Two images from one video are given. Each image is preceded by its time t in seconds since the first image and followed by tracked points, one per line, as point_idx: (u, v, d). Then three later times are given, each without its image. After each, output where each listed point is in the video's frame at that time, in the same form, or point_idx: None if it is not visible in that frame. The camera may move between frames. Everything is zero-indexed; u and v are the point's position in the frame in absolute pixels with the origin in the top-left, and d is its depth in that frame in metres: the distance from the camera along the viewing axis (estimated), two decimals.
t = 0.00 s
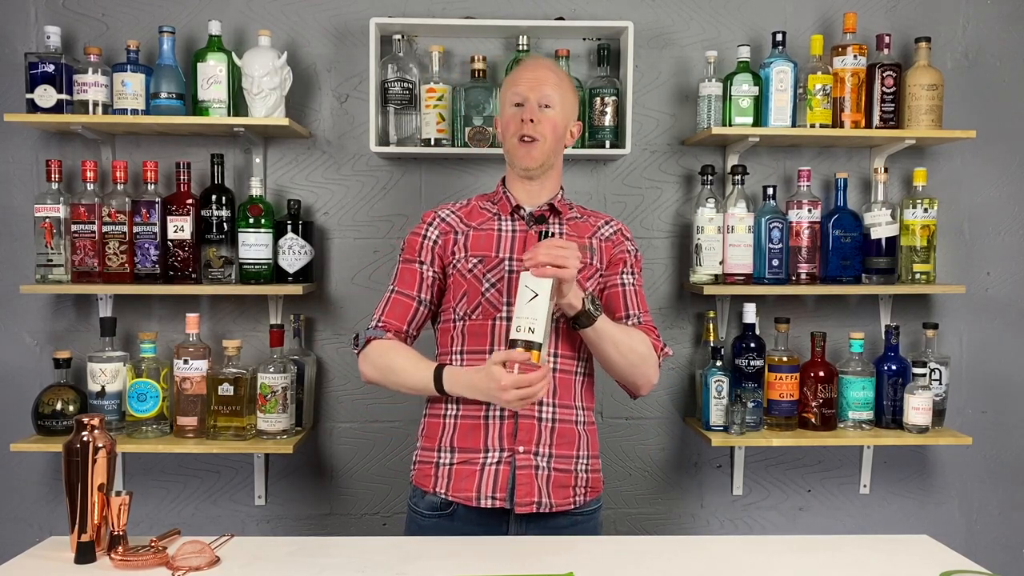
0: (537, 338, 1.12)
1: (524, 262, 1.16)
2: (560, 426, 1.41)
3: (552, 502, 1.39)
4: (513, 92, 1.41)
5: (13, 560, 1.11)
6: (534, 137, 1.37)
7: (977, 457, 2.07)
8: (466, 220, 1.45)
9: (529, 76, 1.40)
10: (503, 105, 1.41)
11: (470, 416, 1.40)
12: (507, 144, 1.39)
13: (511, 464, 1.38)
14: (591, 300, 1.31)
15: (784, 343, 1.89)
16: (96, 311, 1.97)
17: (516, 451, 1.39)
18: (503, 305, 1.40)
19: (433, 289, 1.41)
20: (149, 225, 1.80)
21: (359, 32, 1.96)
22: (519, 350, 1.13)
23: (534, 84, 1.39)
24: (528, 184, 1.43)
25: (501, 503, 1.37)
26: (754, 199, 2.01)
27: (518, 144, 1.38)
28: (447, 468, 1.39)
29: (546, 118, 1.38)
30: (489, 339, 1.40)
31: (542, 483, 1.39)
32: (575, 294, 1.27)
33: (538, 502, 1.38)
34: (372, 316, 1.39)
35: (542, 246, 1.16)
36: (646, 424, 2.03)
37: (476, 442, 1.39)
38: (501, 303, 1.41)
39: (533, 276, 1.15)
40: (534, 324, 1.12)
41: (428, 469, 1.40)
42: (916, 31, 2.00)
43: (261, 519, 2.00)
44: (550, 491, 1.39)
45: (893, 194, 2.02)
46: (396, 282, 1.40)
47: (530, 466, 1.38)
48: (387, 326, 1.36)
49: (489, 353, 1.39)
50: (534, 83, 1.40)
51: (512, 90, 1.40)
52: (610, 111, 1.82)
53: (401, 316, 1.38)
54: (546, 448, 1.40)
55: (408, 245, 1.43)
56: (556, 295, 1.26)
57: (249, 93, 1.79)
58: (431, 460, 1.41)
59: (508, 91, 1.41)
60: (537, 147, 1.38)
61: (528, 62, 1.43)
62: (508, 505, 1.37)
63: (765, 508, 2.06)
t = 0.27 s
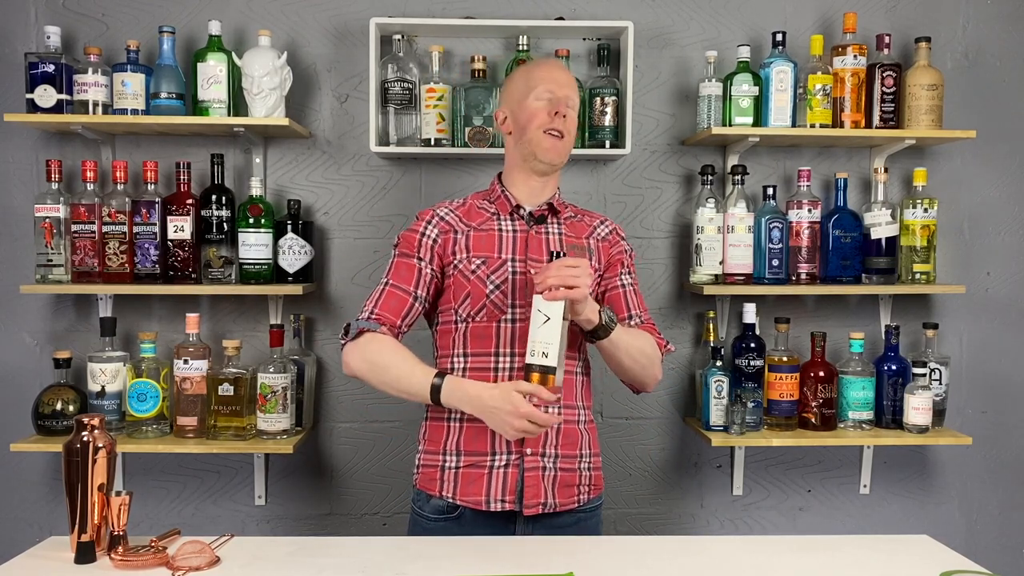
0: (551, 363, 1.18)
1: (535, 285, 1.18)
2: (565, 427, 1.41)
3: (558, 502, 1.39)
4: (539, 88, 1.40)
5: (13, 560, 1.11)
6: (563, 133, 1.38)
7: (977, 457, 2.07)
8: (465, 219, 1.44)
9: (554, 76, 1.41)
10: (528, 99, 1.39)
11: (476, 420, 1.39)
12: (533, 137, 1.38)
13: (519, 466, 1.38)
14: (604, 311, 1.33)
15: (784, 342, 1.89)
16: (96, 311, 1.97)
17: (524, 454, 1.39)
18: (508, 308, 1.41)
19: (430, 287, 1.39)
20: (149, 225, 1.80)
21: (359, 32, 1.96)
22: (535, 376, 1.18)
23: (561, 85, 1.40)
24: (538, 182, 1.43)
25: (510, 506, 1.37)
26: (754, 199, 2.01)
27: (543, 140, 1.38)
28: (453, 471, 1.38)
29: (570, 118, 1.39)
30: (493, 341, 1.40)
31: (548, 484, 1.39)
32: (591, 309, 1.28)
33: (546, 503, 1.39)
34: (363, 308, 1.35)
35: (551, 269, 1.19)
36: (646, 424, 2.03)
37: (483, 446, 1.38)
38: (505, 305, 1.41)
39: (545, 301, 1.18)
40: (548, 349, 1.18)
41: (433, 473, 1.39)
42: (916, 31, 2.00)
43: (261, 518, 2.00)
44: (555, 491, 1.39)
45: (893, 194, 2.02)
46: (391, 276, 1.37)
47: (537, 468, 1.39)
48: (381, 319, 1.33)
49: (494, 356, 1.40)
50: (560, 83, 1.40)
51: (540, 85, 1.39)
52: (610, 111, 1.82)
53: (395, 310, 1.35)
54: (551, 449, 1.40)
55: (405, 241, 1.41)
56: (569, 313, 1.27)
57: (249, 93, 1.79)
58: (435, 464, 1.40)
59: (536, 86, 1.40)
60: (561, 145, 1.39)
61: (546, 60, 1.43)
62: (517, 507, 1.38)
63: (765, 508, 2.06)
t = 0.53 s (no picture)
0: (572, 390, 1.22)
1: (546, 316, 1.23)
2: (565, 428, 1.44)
3: (563, 502, 1.42)
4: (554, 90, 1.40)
5: (13, 560, 1.11)
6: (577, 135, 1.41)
7: (977, 457, 2.07)
8: (470, 217, 1.42)
9: (568, 79, 1.42)
10: (546, 99, 1.40)
11: (480, 424, 1.38)
12: (553, 137, 1.39)
13: (524, 470, 1.39)
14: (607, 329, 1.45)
15: (784, 342, 1.89)
16: (96, 311, 1.97)
17: (528, 457, 1.40)
18: (514, 313, 1.41)
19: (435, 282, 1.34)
20: (149, 225, 1.80)
21: (359, 32, 1.96)
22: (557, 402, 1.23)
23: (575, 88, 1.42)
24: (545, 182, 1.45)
25: (515, 510, 1.38)
26: (754, 199, 2.01)
27: (559, 142, 1.39)
28: (456, 475, 1.37)
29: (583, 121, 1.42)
30: (498, 345, 1.41)
31: (552, 484, 1.41)
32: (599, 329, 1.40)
33: (551, 504, 1.40)
34: (373, 295, 1.26)
35: (560, 299, 1.23)
36: (647, 424, 2.03)
37: (487, 450, 1.38)
38: (511, 310, 1.41)
39: (558, 331, 1.22)
40: (568, 377, 1.22)
41: (436, 477, 1.38)
42: (916, 31, 2.00)
43: (261, 519, 2.00)
44: (560, 491, 1.42)
45: (893, 194, 2.02)
46: (400, 263, 1.29)
47: (541, 470, 1.40)
48: (398, 307, 1.25)
49: (499, 360, 1.40)
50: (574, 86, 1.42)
51: (558, 86, 1.40)
52: (610, 111, 1.82)
53: (409, 299, 1.27)
54: (553, 450, 1.42)
55: (411, 232, 1.33)
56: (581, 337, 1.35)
57: (249, 93, 1.79)
58: (437, 468, 1.38)
59: (554, 87, 1.40)
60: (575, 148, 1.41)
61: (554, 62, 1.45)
62: (523, 510, 1.38)
63: (765, 507, 2.06)
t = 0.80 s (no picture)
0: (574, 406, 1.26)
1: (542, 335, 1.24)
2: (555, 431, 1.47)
3: (553, 501, 1.46)
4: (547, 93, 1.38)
5: (13, 560, 1.11)
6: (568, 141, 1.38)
7: (977, 457, 2.07)
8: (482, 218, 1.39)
9: (564, 82, 1.39)
10: (537, 102, 1.37)
11: (477, 428, 1.37)
12: (541, 142, 1.37)
13: (517, 474, 1.40)
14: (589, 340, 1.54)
15: (784, 342, 1.89)
16: (96, 311, 1.97)
17: (522, 462, 1.41)
18: (516, 320, 1.42)
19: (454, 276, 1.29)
20: (149, 225, 1.80)
21: (359, 32, 1.96)
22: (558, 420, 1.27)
23: (571, 93, 1.39)
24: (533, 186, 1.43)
25: (508, 514, 1.39)
26: (754, 199, 2.01)
27: (548, 149, 1.37)
28: (450, 478, 1.37)
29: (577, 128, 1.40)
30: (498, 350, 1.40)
31: (542, 486, 1.44)
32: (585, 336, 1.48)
33: (543, 505, 1.44)
34: (438, 288, 1.15)
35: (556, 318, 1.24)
36: (646, 424, 2.03)
37: (483, 454, 1.38)
38: (513, 317, 1.41)
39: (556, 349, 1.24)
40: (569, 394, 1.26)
41: (430, 479, 1.37)
42: (916, 31, 2.00)
43: (260, 519, 2.00)
44: (551, 491, 1.46)
45: (893, 194, 2.02)
46: (447, 257, 1.20)
47: (533, 474, 1.42)
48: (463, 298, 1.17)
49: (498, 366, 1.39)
50: (571, 90, 1.39)
51: (550, 90, 1.38)
52: (610, 111, 1.82)
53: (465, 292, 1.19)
54: (542, 453, 1.45)
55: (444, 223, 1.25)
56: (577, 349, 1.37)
57: (249, 93, 1.79)
58: (431, 469, 1.38)
59: (546, 90, 1.38)
60: (565, 154, 1.39)
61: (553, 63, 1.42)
62: (515, 514, 1.40)
63: (765, 507, 2.06)
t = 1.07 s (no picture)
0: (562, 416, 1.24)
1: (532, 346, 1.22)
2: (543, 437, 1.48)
3: (540, 506, 1.48)
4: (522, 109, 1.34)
5: (13, 560, 1.11)
6: (540, 161, 1.34)
7: (977, 457, 2.07)
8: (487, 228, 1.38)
9: (541, 97, 1.33)
10: (514, 118, 1.34)
11: (470, 433, 1.37)
12: (512, 160, 1.34)
13: (507, 480, 1.40)
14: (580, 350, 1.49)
15: (784, 343, 1.89)
16: (96, 311, 1.97)
17: (511, 468, 1.41)
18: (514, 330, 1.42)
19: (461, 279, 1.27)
20: (149, 225, 1.80)
21: (359, 32, 1.96)
22: (546, 430, 1.23)
23: (548, 109, 1.33)
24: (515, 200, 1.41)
25: (497, 520, 1.39)
26: (754, 199, 2.01)
27: (518, 167, 1.35)
28: (442, 482, 1.37)
29: (554, 145, 1.34)
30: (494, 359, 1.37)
31: (530, 492, 1.45)
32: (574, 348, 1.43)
33: (531, 510, 1.45)
34: (491, 291, 1.13)
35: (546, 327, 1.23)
36: (646, 424, 2.03)
37: (476, 458, 1.37)
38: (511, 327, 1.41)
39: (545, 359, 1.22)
40: (556, 404, 1.24)
41: (422, 482, 1.36)
42: (916, 31, 2.00)
43: (260, 519, 2.00)
44: (538, 496, 1.47)
45: (893, 194, 2.02)
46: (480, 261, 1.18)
47: (521, 479, 1.43)
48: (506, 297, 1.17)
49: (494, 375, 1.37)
50: (549, 105, 1.33)
51: (528, 106, 1.33)
52: (610, 111, 1.82)
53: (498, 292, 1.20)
54: (529, 459, 1.46)
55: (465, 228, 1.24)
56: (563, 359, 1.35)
57: (249, 93, 1.79)
58: (423, 472, 1.37)
59: (524, 106, 1.33)
60: (537, 174, 1.35)
61: (547, 72, 1.35)
62: (504, 520, 1.40)
63: (766, 507, 2.06)
